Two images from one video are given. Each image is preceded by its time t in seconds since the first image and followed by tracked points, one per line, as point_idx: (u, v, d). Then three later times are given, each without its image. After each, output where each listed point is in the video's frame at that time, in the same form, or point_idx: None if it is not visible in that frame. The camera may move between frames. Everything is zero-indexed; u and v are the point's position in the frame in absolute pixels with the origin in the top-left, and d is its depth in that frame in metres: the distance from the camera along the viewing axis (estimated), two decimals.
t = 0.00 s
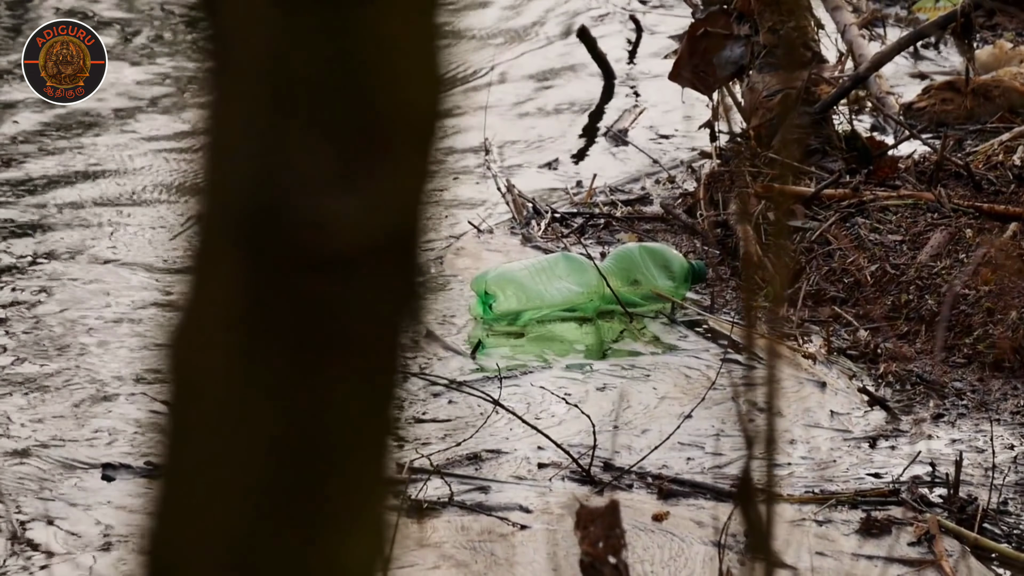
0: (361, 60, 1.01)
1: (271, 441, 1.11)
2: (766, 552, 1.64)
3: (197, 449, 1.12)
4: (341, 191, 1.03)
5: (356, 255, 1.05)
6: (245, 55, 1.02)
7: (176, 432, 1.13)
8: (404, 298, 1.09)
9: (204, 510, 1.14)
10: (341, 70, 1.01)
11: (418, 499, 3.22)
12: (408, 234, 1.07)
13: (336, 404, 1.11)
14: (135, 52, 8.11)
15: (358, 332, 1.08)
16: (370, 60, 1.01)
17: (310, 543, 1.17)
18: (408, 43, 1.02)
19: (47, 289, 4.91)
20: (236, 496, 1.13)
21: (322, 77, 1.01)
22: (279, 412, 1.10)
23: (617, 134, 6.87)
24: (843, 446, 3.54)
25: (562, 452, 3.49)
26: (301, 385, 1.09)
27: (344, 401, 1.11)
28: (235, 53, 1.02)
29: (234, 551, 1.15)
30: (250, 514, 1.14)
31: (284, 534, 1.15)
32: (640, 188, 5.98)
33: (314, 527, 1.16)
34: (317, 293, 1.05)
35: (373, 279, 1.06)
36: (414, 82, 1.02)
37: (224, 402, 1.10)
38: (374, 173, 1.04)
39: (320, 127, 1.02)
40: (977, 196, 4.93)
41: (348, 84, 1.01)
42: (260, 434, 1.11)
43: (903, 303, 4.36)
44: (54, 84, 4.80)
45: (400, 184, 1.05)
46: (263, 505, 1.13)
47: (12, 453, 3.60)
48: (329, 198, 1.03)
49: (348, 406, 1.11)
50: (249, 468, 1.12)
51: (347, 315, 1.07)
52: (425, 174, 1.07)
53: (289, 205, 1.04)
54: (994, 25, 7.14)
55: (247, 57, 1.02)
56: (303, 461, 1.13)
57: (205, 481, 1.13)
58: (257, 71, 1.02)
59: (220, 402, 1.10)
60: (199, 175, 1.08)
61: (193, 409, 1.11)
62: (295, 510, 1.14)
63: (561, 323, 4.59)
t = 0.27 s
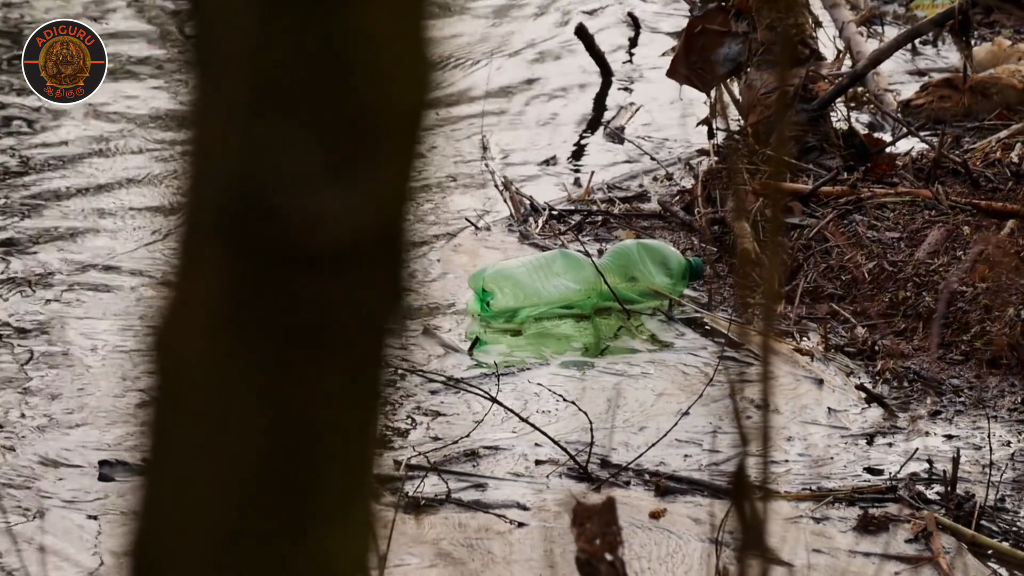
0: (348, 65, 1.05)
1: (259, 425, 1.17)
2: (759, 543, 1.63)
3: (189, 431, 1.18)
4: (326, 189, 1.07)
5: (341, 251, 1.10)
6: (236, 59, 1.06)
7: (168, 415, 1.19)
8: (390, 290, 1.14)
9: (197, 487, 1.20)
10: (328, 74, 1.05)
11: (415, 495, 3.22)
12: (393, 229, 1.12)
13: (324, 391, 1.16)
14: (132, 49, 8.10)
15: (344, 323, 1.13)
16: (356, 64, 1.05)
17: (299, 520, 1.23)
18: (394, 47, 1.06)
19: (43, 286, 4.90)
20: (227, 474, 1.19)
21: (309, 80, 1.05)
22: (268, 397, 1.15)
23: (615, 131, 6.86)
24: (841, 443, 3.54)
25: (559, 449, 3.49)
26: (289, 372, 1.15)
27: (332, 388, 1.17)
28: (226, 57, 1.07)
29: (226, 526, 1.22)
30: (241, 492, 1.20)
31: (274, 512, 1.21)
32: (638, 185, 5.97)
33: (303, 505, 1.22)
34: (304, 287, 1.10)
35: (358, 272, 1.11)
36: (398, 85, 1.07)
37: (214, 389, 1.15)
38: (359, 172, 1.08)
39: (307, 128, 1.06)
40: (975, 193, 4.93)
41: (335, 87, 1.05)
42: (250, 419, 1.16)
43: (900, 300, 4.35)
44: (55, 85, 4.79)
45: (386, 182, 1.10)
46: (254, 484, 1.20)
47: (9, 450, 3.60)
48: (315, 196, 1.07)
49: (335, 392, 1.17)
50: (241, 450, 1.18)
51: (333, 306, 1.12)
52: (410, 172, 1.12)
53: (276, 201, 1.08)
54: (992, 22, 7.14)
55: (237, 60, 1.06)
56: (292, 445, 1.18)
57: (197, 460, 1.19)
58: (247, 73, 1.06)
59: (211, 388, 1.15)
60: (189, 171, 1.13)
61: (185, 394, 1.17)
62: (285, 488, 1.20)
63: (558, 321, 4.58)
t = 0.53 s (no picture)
0: (337, 66, 1.07)
1: (249, 421, 1.18)
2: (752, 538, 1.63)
3: (180, 426, 1.20)
4: (315, 187, 1.09)
5: (330, 249, 1.11)
6: (226, 59, 1.08)
7: (159, 409, 1.21)
8: (378, 288, 1.16)
9: (188, 481, 1.22)
10: (318, 74, 1.07)
11: (412, 493, 3.22)
12: (381, 228, 1.14)
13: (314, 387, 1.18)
14: (130, 46, 8.10)
15: (333, 320, 1.15)
16: (343, 60, 1.07)
17: (287, 513, 1.25)
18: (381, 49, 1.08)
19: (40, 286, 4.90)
20: (219, 468, 1.21)
21: (300, 80, 1.07)
22: (259, 393, 1.17)
23: (611, 129, 6.86)
24: (837, 440, 3.54)
25: (556, 446, 3.49)
26: (279, 368, 1.16)
27: (322, 384, 1.18)
28: (216, 57, 1.08)
29: (217, 520, 1.24)
30: (231, 486, 1.22)
31: (264, 506, 1.23)
32: (635, 182, 5.97)
33: (293, 499, 1.24)
34: (294, 285, 1.12)
35: (347, 271, 1.13)
36: (385, 86, 1.09)
37: (205, 385, 1.16)
38: (348, 172, 1.10)
39: (298, 128, 1.08)
40: (972, 190, 4.93)
41: (326, 88, 1.07)
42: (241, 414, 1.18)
43: (897, 298, 4.35)
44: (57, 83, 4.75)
45: (374, 181, 1.12)
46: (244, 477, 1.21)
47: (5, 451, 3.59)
48: (305, 195, 1.09)
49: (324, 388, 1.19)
50: (231, 446, 1.20)
51: (322, 304, 1.14)
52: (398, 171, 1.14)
53: (265, 201, 1.10)
54: (989, 20, 7.14)
55: (229, 61, 1.08)
56: (282, 439, 1.20)
57: (188, 454, 1.21)
58: (238, 74, 1.08)
59: (201, 384, 1.17)
60: (177, 169, 1.14)
61: (177, 390, 1.19)
62: (275, 483, 1.22)
63: (555, 318, 4.58)
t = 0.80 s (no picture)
0: (317, 66, 1.06)
1: (228, 418, 1.18)
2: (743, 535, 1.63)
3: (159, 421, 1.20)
4: (293, 184, 1.09)
5: (308, 247, 1.11)
6: (208, 53, 1.08)
7: (140, 403, 1.21)
8: (359, 288, 1.15)
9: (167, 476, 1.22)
10: (297, 71, 1.06)
11: (407, 490, 3.21)
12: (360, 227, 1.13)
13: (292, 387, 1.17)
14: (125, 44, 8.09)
15: (312, 318, 1.14)
16: (324, 60, 1.06)
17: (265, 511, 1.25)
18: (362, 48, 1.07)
19: (35, 285, 4.89)
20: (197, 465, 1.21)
21: (278, 76, 1.06)
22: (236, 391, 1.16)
23: (607, 126, 6.85)
24: (832, 437, 3.53)
25: (551, 444, 3.48)
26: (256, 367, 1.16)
27: (301, 385, 1.18)
28: (199, 51, 1.08)
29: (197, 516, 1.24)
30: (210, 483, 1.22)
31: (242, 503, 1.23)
32: (630, 179, 5.97)
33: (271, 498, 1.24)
34: (270, 284, 1.11)
35: (325, 269, 1.13)
36: (366, 85, 1.08)
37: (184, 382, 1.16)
38: (325, 169, 1.09)
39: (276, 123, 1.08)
40: (967, 187, 4.92)
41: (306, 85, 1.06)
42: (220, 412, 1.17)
43: (893, 295, 4.35)
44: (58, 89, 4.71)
45: (353, 180, 1.11)
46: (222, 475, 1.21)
47: None
48: (282, 192, 1.09)
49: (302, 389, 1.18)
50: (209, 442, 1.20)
51: (299, 303, 1.13)
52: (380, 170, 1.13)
53: (243, 196, 1.09)
54: (984, 17, 7.14)
55: (211, 55, 1.08)
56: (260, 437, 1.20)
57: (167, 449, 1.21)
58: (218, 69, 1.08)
59: (180, 379, 1.17)
60: (161, 162, 1.14)
61: (157, 385, 1.19)
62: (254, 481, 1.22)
63: (550, 316, 4.58)
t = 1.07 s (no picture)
0: (299, 60, 1.08)
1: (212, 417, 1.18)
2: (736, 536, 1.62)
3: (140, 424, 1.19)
4: (274, 179, 1.09)
5: (290, 241, 1.11)
6: (183, 53, 1.09)
7: (120, 406, 1.21)
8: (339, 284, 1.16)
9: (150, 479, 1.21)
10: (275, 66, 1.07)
11: (400, 488, 3.21)
12: (341, 222, 1.13)
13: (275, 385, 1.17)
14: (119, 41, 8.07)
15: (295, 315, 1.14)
16: (305, 55, 1.08)
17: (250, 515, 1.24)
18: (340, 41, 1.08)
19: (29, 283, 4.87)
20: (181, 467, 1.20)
21: (257, 72, 1.07)
22: (219, 390, 1.16)
23: (601, 124, 6.85)
24: (826, 435, 3.53)
25: (544, 441, 3.48)
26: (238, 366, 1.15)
27: (284, 382, 1.18)
28: (175, 50, 1.09)
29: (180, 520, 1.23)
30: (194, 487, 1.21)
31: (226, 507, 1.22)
32: (624, 177, 5.96)
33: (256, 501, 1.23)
34: (252, 280, 1.12)
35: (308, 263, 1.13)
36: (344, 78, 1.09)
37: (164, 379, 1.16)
38: (306, 162, 1.09)
39: (256, 119, 1.08)
40: (961, 185, 4.92)
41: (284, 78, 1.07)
42: (201, 411, 1.17)
43: (886, 292, 4.35)
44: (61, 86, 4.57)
45: (332, 175, 1.11)
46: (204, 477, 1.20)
47: None
48: (262, 187, 1.09)
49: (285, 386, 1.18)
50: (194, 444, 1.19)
51: (281, 299, 1.13)
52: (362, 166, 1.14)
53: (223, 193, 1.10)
54: (978, 15, 7.14)
55: (185, 54, 1.08)
56: (242, 437, 1.19)
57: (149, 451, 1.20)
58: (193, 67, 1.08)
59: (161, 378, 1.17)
60: (139, 165, 1.14)
61: (140, 387, 1.19)
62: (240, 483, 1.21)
63: (544, 313, 4.57)
